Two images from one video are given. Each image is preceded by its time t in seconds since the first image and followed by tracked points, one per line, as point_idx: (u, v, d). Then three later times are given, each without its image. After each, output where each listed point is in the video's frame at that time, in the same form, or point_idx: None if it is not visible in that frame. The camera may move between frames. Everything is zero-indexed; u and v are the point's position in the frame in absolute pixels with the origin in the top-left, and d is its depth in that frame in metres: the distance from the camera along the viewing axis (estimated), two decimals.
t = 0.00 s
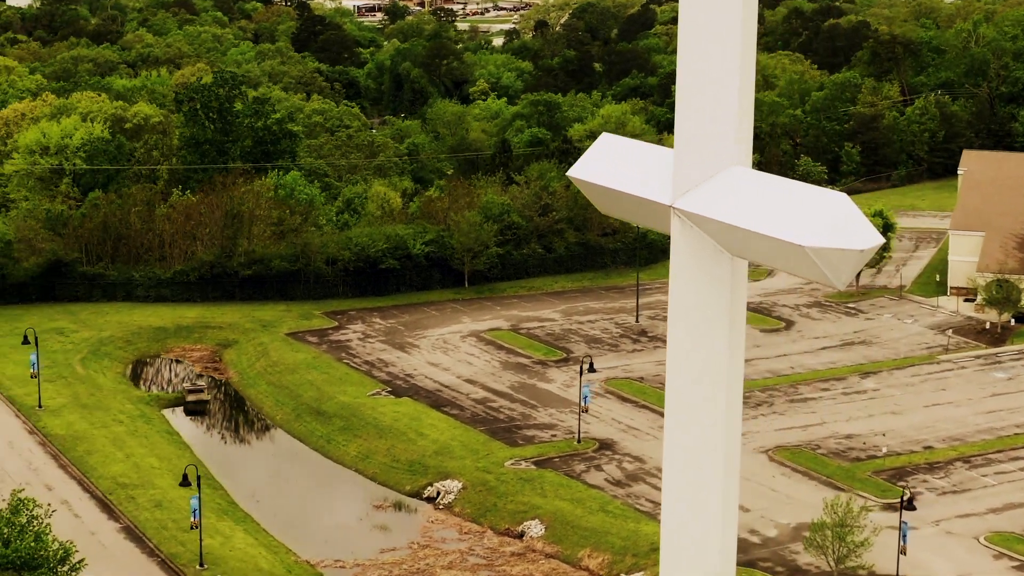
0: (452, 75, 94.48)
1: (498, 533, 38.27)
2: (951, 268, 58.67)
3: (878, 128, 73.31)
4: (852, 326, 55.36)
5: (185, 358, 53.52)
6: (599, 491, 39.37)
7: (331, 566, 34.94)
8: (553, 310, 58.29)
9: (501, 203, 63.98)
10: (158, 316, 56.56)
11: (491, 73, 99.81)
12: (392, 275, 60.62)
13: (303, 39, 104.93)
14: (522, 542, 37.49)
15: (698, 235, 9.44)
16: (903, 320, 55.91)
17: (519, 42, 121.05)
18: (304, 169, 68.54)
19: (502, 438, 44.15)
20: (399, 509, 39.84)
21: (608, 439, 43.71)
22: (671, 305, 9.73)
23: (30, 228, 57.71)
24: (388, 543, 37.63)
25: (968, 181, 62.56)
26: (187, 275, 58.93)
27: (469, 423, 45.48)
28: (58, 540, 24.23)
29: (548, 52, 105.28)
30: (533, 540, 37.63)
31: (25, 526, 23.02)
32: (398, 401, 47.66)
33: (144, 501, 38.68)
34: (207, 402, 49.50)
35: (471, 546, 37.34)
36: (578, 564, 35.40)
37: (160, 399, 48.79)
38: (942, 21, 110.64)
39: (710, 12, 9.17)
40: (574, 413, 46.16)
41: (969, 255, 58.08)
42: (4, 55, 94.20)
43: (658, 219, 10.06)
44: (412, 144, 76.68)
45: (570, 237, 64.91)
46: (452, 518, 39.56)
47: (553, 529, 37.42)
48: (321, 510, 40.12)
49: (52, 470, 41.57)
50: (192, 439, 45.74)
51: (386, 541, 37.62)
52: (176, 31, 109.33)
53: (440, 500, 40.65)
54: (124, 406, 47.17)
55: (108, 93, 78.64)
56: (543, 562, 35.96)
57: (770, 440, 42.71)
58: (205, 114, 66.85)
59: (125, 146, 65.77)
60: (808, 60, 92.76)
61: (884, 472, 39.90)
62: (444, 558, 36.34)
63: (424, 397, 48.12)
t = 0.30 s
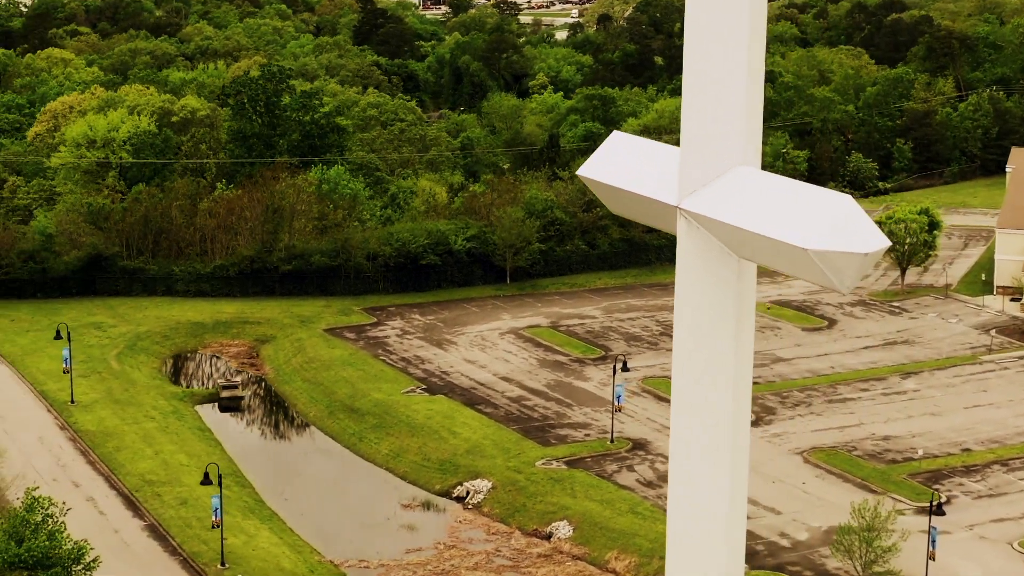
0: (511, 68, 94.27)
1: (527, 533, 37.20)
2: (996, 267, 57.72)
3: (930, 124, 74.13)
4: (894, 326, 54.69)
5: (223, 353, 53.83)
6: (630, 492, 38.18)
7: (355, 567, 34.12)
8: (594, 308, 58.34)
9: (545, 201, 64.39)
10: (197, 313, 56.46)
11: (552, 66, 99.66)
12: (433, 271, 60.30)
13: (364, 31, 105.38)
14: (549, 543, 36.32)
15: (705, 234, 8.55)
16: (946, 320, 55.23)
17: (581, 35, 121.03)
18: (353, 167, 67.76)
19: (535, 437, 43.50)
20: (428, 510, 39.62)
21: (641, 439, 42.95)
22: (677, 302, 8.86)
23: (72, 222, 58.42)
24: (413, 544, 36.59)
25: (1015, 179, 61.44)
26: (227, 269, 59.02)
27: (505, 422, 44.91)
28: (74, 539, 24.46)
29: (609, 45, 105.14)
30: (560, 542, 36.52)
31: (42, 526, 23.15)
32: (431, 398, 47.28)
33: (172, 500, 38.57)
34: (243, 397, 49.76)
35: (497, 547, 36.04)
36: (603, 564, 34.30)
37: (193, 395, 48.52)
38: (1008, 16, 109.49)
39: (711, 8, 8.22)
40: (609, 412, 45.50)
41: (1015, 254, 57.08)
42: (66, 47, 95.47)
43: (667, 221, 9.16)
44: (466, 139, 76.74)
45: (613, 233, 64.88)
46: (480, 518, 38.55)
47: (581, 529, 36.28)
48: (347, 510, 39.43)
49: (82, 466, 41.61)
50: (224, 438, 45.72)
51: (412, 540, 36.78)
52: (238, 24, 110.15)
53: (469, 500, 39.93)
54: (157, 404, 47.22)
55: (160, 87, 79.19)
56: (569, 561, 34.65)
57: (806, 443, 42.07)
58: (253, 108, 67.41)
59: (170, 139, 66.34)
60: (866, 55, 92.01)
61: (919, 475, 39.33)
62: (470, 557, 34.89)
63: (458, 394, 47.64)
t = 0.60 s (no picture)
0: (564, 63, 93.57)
1: (552, 534, 37.31)
2: None
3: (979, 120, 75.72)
4: (933, 326, 53.89)
5: (256, 350, 53.31)
6: (656, 493, 38.28)
7: (376, 565, 34.26)
8: (630, 305, 57.81)
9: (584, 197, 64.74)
10: (232, 309, 56.34)
11: (605, 61, 98.77)
12: (471, 268, 60.39)
13: (417, 26, 104.86)
14: (574, 545, 36.35)
15: (711, 236, 8.83)
16: (987, 320, 54.38)
17: (637, 29, 119.88)
18: (395, 163, 67.30)
19: (564, 437, 43.51)
20: (454, 509, 39.64)
21: (669, 439, 42.74)
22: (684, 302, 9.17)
23: (109, 217, 59.08)
24: (436, 542, 36.80)
25: None
26: (262, 265, 58.78)
27: (534, 421, 44.81)
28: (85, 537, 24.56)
29: (663, 40, 104.11)
30: (586, 543, 36.34)
31: (55, 524, 23.28)
32: (462, 397, 46.81)
33: (195, 497, 38.47)
34: (275, 393, 49.35)
35: (521, 548, 36.10)
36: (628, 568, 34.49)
37: (224, 391, 48.37)
38: None
39: (720, 8, 8.56)
40: (639, 412, 45.35)
41: None
42: (118, 40, 95.41)
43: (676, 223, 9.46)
44: (515, 132, 76.39)
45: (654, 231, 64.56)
46: (506, 518, 38.72)
47: (606, 531, 36.33)
48: (376, 507, 39.75)
49: (108, 463, 41.30)
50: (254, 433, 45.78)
51: (435, 537, 36.98)
52: (291, 19, 109.88)
53: (495, 500, 40.04)
54: (187, 400, 46.92)
55: (206, 81, 78.98)
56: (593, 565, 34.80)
57: (838, 443, 41.24)
58: (295, 102, 67.26)
59: (213, 133, 66.25)
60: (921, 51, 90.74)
61: (950, 478, 38.46)
62: (492, 559, 35.23)
63: (490, 392, 47.13)
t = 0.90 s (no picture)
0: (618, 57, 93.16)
1: (579, 535, 36.82)
2: None
3: None
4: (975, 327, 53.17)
5: (292, 346, 53.75)
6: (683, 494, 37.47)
7: (399, 566, 33.59)
8: (669, 302, 56.73)
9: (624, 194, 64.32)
10: (269, 303, 56.51)
11: (660, 55, 98.15)
12: (511, 264, 60.09)
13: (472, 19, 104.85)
14: (602, 545, 35.92)
15: (716, 237, 8.13)
16: None
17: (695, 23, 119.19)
18: (440, 155, 67.99)
19: (596, 436, 42.34)
20: (481, 508, 39.27)
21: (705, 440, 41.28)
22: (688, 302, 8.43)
23: (148, 212, 59.66)
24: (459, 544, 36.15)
25: None
26: (300, 260, 59.03)
27: (568, 420, 43.89)
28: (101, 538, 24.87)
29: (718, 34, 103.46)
30: (613, 544, 35.94)
31: (70, 523, 23.57)
32: (495, 394, 46.60)
33: (221, 494, 38.54)
34: (309, 389, 49.73)
35: (548, 549, 35.74)
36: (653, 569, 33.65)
37: (256, 388, 48.36)
38: None
39: (723, 3, 7.91)
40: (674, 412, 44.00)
41: None
42: (175, 31, 96.14)
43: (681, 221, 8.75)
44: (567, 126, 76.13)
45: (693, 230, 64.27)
46: (534, 518, 38.23)
47: (633, 532, 35.71)
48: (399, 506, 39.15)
49: (135, 459, 41.38)
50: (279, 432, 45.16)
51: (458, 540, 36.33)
52: (347, 12, 110.25)
53: (523, 499, 39.61)
54: (219, 395, 47.23)
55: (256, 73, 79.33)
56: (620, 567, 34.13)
57: (871, 446, 40.74)
58: (339, 96, 67.50)
59: (257, 127, 66.14)
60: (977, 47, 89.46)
61: (985, 481, 37.90)
62: (517, 559, 34.79)
63: (523, 390, 47.08)
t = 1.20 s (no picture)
0: (675, 50, 92.37)
1: (608, 536, 36.82)
2: None
3: None
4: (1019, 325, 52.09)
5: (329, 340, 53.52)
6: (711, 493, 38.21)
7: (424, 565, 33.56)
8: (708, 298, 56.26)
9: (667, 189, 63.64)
10: (307, 297, 56.48)
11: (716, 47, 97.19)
12: (551, 259, 59.65)
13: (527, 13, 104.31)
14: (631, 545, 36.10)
15: (721, 239, 9.15)
16: None
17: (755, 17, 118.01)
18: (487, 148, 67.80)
19: (629, 434, 42.66)
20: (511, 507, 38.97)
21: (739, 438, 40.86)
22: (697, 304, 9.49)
23: (189, 205, 59.44)
24: (489, 543, 35.96)
25: None
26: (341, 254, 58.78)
27: (602, 417, 44.16)
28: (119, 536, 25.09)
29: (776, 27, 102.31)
30: (641, 544, 36.14)
31: (86, 519, 23.76)
32: (530, 391, 46.61)
33: (246, 491, 38.51)
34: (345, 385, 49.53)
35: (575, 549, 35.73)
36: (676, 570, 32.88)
37: (291, 384, 48.31)
38: None
39: (730, 13, 8.91)
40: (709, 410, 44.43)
41: None
42: (232, 22, 96.39)
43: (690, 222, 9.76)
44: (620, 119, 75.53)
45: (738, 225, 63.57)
46: (564, 517, 37.96)
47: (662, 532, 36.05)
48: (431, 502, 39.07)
49: (164, 454, 41.22)
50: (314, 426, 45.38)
51: (487, 539, 36.10)
52: (403, 6, 110.08)
53: (553, 498, 39.38)
54: (252, 391, 47.13)
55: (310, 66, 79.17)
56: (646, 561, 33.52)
57: (907, 446, 40.05)
58: (386, 88, 67.01)
59: (302, 119, 66.15)
60: None
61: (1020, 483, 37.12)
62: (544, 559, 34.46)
63: (558, 387, 47.04)
